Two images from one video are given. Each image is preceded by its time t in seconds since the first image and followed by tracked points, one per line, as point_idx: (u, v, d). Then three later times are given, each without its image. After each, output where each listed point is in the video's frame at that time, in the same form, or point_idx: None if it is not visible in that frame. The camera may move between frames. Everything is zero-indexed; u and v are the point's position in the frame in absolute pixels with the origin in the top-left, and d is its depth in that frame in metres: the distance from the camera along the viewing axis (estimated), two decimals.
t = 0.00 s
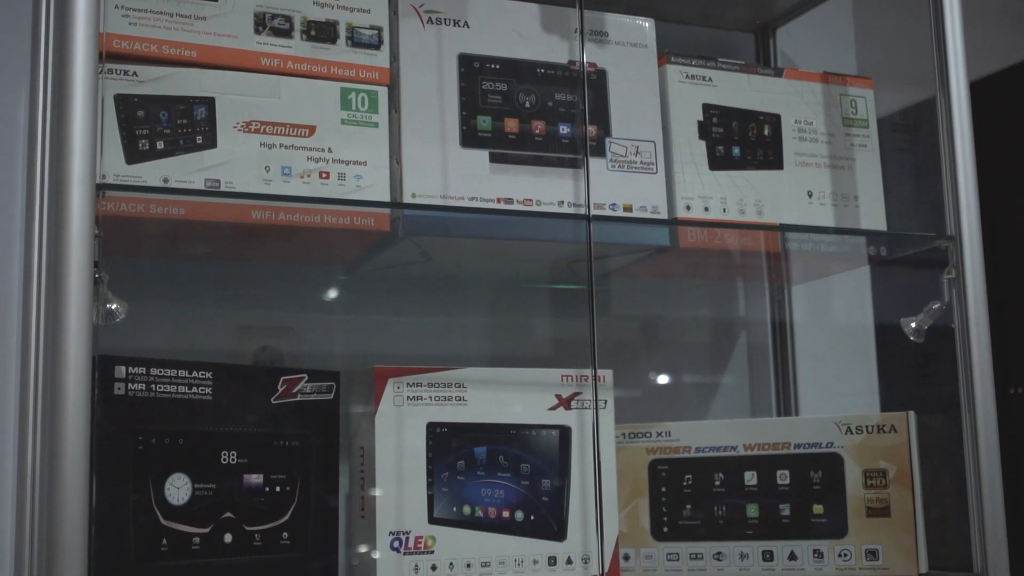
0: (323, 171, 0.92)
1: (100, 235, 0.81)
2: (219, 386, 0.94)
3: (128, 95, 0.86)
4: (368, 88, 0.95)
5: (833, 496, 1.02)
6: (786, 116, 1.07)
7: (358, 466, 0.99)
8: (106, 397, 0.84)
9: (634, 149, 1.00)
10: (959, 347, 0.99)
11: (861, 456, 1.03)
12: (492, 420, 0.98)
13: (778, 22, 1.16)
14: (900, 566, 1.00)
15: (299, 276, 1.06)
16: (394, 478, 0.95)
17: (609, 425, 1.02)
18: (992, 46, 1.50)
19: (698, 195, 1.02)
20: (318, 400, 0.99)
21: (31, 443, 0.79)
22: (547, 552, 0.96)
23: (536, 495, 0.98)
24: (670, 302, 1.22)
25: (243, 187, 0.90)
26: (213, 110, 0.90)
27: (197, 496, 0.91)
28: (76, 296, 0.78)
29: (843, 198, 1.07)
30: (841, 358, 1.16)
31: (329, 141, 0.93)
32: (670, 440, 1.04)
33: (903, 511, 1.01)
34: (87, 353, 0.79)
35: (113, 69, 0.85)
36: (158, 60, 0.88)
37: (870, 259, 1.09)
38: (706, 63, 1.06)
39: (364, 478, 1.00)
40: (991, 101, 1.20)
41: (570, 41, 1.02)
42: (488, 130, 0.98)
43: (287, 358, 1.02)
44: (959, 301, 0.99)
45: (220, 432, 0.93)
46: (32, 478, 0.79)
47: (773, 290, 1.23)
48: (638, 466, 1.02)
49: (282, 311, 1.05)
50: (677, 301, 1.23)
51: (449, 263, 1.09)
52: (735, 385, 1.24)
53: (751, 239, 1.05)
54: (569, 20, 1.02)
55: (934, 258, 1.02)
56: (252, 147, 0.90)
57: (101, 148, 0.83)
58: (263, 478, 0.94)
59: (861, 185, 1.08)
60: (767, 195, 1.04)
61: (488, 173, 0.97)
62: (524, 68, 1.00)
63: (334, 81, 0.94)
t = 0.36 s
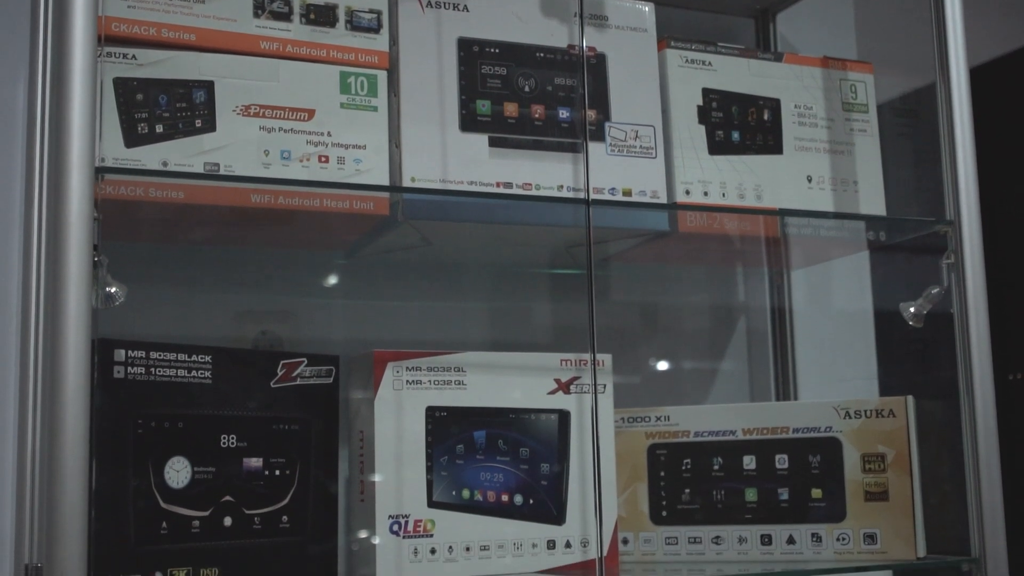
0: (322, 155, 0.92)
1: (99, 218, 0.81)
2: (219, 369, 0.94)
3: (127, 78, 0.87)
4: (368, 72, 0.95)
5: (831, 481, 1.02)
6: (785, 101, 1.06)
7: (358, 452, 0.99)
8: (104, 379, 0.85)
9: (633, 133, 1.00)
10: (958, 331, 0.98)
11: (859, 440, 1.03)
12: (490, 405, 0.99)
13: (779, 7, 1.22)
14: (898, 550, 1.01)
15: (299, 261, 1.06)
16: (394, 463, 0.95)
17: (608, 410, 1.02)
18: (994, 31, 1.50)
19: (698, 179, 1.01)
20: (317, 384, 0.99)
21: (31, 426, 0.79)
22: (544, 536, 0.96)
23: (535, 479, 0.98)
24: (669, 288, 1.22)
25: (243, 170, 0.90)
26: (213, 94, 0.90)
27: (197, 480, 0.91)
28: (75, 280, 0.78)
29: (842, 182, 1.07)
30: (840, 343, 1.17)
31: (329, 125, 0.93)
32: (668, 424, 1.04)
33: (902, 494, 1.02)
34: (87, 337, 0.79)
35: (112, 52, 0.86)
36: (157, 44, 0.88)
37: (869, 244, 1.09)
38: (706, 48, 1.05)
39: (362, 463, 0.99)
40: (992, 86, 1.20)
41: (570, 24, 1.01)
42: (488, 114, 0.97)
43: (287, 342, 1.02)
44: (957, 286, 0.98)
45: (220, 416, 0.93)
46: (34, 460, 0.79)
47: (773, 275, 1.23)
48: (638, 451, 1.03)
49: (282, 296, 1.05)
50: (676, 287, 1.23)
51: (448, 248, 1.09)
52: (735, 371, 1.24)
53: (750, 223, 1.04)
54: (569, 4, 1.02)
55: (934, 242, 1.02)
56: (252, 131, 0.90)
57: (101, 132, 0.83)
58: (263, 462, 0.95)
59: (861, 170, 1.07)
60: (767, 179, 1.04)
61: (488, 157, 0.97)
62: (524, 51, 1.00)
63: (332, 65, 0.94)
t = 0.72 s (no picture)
0: (321, 139, 0.92)
1: (98, 200, 0.81)
2: (218, 352, 0.93)
3: (126, 60, 0.87)
4: (366, 55, 0.94)
5: (830, 464, 1.02)
6: (785, 84, 1.06)
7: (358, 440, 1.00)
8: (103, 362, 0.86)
9: (632, 117, 1.00)
10: (955, 314, 0.98)
11: (857, 424, 1.03)
12: (489, 388, 0.99)
13: None
14: (894, 533, 1.01)
15: (298, 245, 1.05)
16: (393, 445, 0.95)
17: (606, 393, 1.02)
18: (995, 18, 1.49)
19: (696, 163, 1.01)
20: (317, 367, 0.99)
21: (30, 409, 0.79)
22: (543, 519, 0.97)
23: (533, 462, 0.98)
24: (669, 272, 1.21)
25: (241, 153, 0.90)
26: (211, 76, 0.90)
27: (197, 461, 0.92)
28: (74, 263, 0.78)
29: (841, 166, 1.07)
30: (839, 334, 1.19)
31: (328, 108, 0.93)
32: (667, 408, 1.04)
33: (900, 478, 1.02)
34: (86, 320, 0.79)
35: (110, 35, 0.86)
36: (155, 26, 0.88)
37: (867, 226, 1.10)
38: (706, 31, 1.05)
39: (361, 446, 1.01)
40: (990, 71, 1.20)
41: (569, 7, 1.01)
42: (487, 98, 0.97)
43: (286, 325, 1.02)
44: (956, 270, 0.99)
45: (219, 398, 0.93)
46: (32, 444, 0.79)
47: (772, 259, 1.24)
48: (636, 434, 1.03)
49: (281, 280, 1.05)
50: (677, 273, 1.22)
51: (447, 231, 1.09)
52: (733, 356, 1.24)
53: (749, 207, 1.04)
54: None
55: (934, 226, 1.02)
56: (251, 113, 0.90)
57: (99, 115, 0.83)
58: (263, 444, 0.95)
59: (860, 156, 1.07)
60: (765, 163, 1.04)
61: (487, 141, 0.97)
62: (524, 34, 1.00)
63: (331, 48, 0.94)
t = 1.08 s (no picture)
0: (319, 121, 0.92)
1: (95, 181, 0.81)
2: (216, 334, 0.94)
3: (124, 42, 0.87)
4: (364, 37, 0.94)
5: (827, 447, 1.02)
6: (785, 68, 1.06)
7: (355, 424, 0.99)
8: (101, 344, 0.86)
9: (631, 100, 1.00)
10: (954, 297, 0.98)
11: (854, 407, 1.03)
12: (487, 370, 0.99)
13: None
14: (891, 515, 1.01)
15: (297, 228, 1.05)
16: (391, 427, 0.95)
17: (603, 375, 1.03)
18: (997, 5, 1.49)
19: (695, 146, 1.02)
20: (314, 350, 0.99)
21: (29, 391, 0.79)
22: (541, 502, 0.97)
23: (532, 445, 0.98)
24: (666, 256, 1.22)
25: (239, 135, 0.90)
26: (209, 58, 0.90)
27: (195, 444, 0.91)
28: (72, 244, 0.78)
29: (840, 150, 1.06)
30: (840, 315, 1.17)
31: (325, 90, 0.92)
32: (665, 391, 1.04)
33: (898, 460, 1.02)
34: (84, 301, 0.79)
35: (108, 17, 0.86)
36: (153, 7, 0.88)
37: (866, 209, 1.10)
38: (705, 14, 1.05)
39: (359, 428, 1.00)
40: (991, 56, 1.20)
41: None
42: (486, 80, 0.97)
43: (284, 307, 1.02)
44: (954, 253, 0.98)
45: (218, 381, 0.93)
46: (32, 425, 0.79)
47: (771, 244, 1.24)
48: (634, 417, 1.03)
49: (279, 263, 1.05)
50: (675, 256, 1.23)
51: (446, 213, 1.09)
52: (732, 343, 1.25)
53: (748, 190, 1.04)
54: None
55: (932, 209, 1.02)
56: (249, 95, 0.90)
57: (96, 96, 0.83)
58: (262, 427, 0.95)
59: (859, 138, 1.07)
60: (764, 146, 1.04)
61: (485, 124, 0.96)
62: (523, 17, 0.99)
63: (329, 30, 0.93)
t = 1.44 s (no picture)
0: (317, 103, 0.92)
1: (93, 163, 0.81)
2: (214, 317, 0.93)
3: (121, 24, 0.87)
4: (362, 19, 0.94)
5: (824, 431, 1.02)
6: (783, 52, 1.06)
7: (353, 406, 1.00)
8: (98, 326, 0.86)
9: (629, 83, 1.00)
10: (953, 281, 0.98)
11: (852, 390, 1.03)
12: (485, 353, 0.99)
13: None
14: (888, 498, 1.01)
15: (295, 212, 1.05)
16: (388, 410, 0.95)
17: (601, 358, 1.02)
18: None
19: (694, 129, 1.01)
20: (312, 333, 0.99)
21: (24, 373, 0.79)
22: (538, 484, 0.97)
23: (529, 428, 0.99)
24: (664, 242, 1.22)
25: (236, 117, 0.90)
26: (206, 40, 0.89)
27: (193, 426, 0.92)
28: (68, 227, 0.78)
29: (837, 134, 1.06)
30: (836, 303, 1.20)
31: (323, 72, 0.92)
32: (663, 374, 1.04)
33: (895, 444, 1.02)
34: (81, 284, 0.79)
35: None
36: None
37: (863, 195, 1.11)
38: None
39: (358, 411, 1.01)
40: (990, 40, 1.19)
41: None
42: (484, 63, 0.97)
43: (282, 290, 1.02)
44: (953, 236, 0.98)
45: (216, 363, 0.93)
46: (28, 408, 0.79)
47: (768, 229, 1.24)
48: (630, 400, 1.04)
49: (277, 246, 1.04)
50: (674, 240, 1.23)
51: (444, 196, 1.09)
52: (729, 327, 1.24)
53: (745, 173, 1.04)
54: None
55: (929, 193, 1.02)
56: (246, 77, 0.90)
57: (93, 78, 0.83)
58: (259, 409, 0.95)
59: (856, 123, 1.07)
60: (763, 130, 1.03)
61: (483, 107, 0.96)
62: None
63: (327, 12, 0.93)
